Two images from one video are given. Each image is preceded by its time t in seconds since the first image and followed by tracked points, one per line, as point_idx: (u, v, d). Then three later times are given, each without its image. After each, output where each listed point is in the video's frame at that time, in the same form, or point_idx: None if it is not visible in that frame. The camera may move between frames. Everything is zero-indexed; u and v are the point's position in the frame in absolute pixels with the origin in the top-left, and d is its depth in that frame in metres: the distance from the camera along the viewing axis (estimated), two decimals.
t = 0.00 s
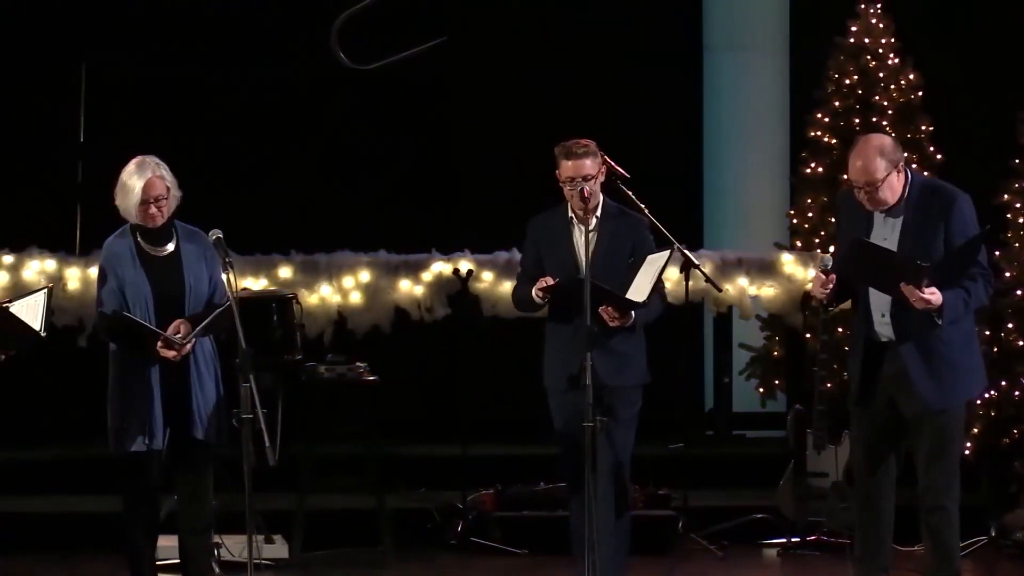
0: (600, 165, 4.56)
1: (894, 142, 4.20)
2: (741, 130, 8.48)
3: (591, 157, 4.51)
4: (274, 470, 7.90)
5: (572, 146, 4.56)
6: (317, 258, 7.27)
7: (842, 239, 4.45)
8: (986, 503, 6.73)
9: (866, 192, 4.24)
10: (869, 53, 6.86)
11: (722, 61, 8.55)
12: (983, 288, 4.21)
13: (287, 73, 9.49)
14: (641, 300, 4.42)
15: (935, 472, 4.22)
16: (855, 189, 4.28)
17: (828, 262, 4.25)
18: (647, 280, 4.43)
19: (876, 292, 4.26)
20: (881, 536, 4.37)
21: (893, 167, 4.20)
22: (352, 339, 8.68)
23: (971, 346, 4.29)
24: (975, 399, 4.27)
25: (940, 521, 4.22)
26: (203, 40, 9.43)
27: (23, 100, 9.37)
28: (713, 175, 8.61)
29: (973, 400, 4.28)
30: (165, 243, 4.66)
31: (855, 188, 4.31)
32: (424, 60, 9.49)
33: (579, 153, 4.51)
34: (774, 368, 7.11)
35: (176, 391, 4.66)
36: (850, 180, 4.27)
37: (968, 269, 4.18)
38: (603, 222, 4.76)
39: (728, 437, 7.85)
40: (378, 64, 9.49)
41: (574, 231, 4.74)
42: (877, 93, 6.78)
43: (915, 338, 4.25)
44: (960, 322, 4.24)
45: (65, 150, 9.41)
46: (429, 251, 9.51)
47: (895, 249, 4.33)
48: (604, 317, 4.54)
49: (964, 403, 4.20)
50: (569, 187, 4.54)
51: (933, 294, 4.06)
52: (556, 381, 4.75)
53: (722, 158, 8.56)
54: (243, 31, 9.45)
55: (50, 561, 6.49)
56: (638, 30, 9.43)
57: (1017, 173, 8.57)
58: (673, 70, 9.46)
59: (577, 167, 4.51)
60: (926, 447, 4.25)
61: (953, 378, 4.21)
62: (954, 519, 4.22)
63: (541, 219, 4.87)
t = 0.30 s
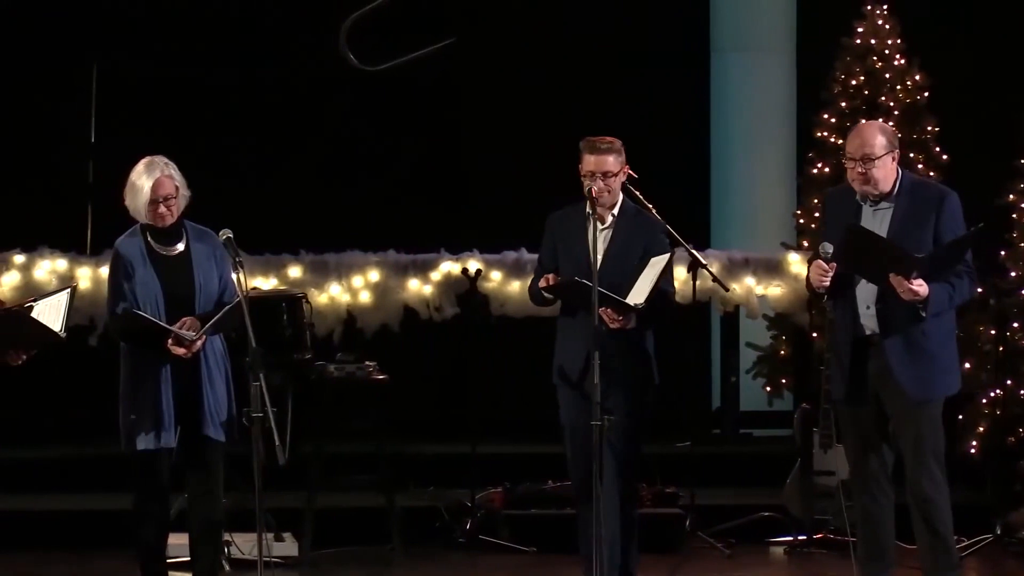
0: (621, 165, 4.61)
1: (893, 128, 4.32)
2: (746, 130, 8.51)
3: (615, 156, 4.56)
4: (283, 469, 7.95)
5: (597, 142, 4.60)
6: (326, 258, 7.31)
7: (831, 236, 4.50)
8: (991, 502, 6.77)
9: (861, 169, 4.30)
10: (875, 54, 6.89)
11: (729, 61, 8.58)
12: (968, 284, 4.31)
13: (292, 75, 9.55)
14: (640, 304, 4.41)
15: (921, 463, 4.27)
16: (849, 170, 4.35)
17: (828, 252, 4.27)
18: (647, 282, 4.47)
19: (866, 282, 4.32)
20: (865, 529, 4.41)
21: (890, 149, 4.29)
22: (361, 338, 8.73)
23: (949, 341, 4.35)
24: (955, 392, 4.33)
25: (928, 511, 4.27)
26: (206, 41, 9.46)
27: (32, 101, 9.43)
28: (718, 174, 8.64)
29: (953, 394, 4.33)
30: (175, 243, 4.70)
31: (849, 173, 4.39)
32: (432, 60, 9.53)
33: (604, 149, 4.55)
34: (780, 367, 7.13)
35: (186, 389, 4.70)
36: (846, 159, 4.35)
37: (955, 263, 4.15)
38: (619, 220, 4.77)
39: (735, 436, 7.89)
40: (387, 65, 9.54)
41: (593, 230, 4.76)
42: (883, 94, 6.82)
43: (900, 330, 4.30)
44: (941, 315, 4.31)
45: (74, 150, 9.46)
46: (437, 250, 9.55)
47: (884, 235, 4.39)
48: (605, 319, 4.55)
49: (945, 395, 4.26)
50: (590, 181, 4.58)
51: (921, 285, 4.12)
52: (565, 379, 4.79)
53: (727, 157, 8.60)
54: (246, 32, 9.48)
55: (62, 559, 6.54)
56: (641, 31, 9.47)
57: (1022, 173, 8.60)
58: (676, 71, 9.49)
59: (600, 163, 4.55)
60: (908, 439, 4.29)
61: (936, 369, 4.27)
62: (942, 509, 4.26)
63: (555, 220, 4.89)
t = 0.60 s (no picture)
0: (649, 174, 4.65)
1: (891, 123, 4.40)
2: (756, 132, 8.56)
3: (644, 167, 4.60)
4: (298, 468, 8.02)
5: (626, 151, 4.61)
6: (340, 257, 7.36)
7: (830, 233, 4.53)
8: (1000, 501, 6.80)
9: (863, 161, 4.36)
10: (884, 55, 6.91)
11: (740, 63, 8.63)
12: (964, 279, 4.32)
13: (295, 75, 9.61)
14: (650, 298, 4.50)
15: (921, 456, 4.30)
16: (849, 163, 4.41)
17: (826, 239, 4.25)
18: (657, 279, 4.56)
19: (864, 280, 4.36)
20: (872, 527, 4.43)
21: (890, 142, 4.36)
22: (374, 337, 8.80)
23: (947, 333, 4.38)
24: (955, 384, 4.36)
25: (928, 504, 4.31)
26: (206, 41, 9.48)
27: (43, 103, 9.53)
28: (729, 176, 8.69)
29: (954, 386, 4.36)
30: (189, 242, 4.75)
31: (848, 167, 4.45)
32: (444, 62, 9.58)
33: (632, 161, 4.58)
34: (791, 367, 7.15)
35: (199, 387, 4.76)
36: (846, 152, 4.41)
37: (949, 254, 4.16)
38: (643, 223, 4.78)
39: (746, 434, 7.94)
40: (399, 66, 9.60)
41: (616, 233, 4.81)
42: (892, 95, 6.84)
43: (900, 324, 4.34)
44: (940, 308, 4.34)
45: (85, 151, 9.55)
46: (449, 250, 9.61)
47: (882, 240, 4.42)
48: (617, 315, 4.60)
49: (946, 388, 4.30)
50: (616, 189, 4.65)
51: (915, 282, 4.14)
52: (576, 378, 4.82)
53: (737, 159, 8.65)
54: (246, 32, 9.50)
55: (79, 557, 6.62)
56: (641, 31, 9.50)
57: None
58: (676, 71, 9.50)
59: (628, 174, 4.60)
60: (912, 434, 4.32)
61: (935, 362, 4.31)
62: (943, 501, 4.30)
63: (582, 218, 4.90)
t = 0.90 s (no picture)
0: (671, 179, 4.67)
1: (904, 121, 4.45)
2: (772, 133, 8.59)
3: (666, 175, 4.62)
4: (316, 468, 8.09)
5: (649, 156, 4.62)
6: (357, 258, 7.42)
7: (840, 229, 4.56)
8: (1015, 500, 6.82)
9: (879, 158, 4.40)
10: (898, 57, 6.94)
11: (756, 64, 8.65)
12: (975, 276, 4.38)
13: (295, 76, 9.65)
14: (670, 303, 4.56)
15: (930, 455, 4.37)
16: (864, 160, 4.45)
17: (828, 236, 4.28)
18: (677, 282, 4.61)
19: (875, 276, 4.40)
20: (886, 524, 4.50)
21: (905, 139, 4.40)
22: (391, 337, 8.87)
23: (959, 330, 4.41)
24: (968, 381, 4.38)
25: (939, 501, 4.37)
26: (206, 41, 9.46)
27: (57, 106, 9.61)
28: (744, 176, 8.73)
29: (967, 383, 4.39)
30: (206, 243, 4.79)
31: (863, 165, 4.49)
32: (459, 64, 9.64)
33: (655, 168, 4.60)
34: (805, 367, 7.17)
35: (218, 387, 4.79)
36: (861, 149, 4.45)
37: (957, 249, 4.20)
38: (661, 225, 4.83)
39: (761, 434, 7.98)
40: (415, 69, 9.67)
41: (634, 232, 4.85)
42: (907, 96, 6.87)
43: (911, 320, 4.37)
44: (953, 305, 4.38)
45: (98, 153, 9.62)
46: (465, 250, 9.67)
47: (895, 237, 4.45)
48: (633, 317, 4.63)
49: (957, 384, 4.32)
50: (637, 192, 4.68)
51: (925, 276, 4.18)
52: (592, 375, 4.85)
53: (752, 159, 8.68)
54: (246, 31, 9.47)
55: (100, 556, 6.69)
56: (641, 31, 9.57)
57: None
58: (676, 71, 9.56)
59: (650, 180, 4.62)
60: (920, 433, 4.38)
61: (948, 358, 4.33)
62: (952, 498, 4.37)
63: (602, 212, 4.94)
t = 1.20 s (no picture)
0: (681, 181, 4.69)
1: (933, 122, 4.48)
2: (790, 135, 8.62)
3: (677, 176, 4.64)
4: (337, 467, 8.16)
5: (660, 158, 4.65)
6: (378, 258, 7.48)
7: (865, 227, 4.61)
8: None
9: (913, 159, 4.42)
10: (916, 58, 6.97)
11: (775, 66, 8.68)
12: (997, 277, 4.42)
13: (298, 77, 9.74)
14: (695, 306, 4.51)
15: (948, 456, 4.40)
16: (897, 160, 4.47)
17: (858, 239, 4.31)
18: (700, 284, 4.55)
19: (897, 276, 4.43)
20: (903, 524, 4.52)
21: (937, 140, 4.43)
22: (411, 336, 8.94)
23: (979, 331, 4.45)
24: (987, 382, 4.42)
25: (956, 501, 4.41)
26: (207, 41, 9.51)
27: (72, 107, 9.71)
28: (762, 178, 8.77)
29: (985, 384, 4.42)
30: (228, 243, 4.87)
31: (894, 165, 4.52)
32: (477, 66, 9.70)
33: (667, 170, 4.63)
34: (824, 366, 7.18)
35: (240, 387, 4.85)
36: (893, 150, 4.47)
37: (979, 249, 4.24)
38: (671, 225, 4.84)
39: (779, 433, 8.01)
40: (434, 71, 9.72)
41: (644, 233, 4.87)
42: (924, 98, 6.88)
43: (933, 320, 4.40)
44: (974, 305, 4.43)
45: (120, 153, 9.71)
46: (485, 250, 9.75)
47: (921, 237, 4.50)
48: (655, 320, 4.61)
49: (974, 383, 4.35)
50: (648, 194, 4.69)
51: (945, 275, 4.20)
52: (605, 377, 4.83)
53: (771, 161, 8.72)
54: (246, 31, 9.54)
55: (124, 553, 6.78)
56: (641, 32, 9.68)
57: None
58: (676, 71, 9.68)
59: (661, 182, 4.64)
60: (938, 433, 4.41)
61: (968, 358, 4.37)
62: (968, 499, 4.41)
63: (609, 213, 4.97)
